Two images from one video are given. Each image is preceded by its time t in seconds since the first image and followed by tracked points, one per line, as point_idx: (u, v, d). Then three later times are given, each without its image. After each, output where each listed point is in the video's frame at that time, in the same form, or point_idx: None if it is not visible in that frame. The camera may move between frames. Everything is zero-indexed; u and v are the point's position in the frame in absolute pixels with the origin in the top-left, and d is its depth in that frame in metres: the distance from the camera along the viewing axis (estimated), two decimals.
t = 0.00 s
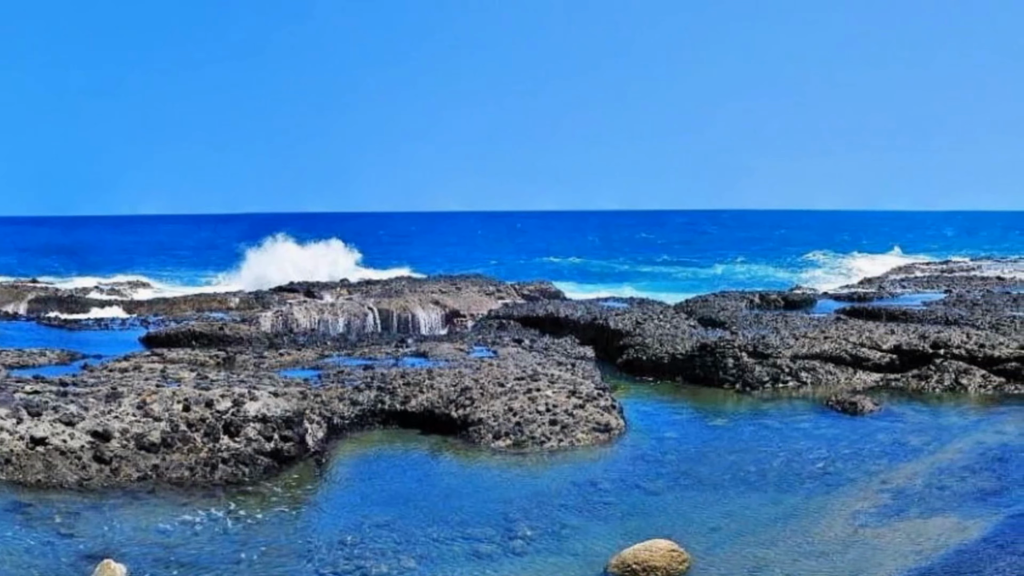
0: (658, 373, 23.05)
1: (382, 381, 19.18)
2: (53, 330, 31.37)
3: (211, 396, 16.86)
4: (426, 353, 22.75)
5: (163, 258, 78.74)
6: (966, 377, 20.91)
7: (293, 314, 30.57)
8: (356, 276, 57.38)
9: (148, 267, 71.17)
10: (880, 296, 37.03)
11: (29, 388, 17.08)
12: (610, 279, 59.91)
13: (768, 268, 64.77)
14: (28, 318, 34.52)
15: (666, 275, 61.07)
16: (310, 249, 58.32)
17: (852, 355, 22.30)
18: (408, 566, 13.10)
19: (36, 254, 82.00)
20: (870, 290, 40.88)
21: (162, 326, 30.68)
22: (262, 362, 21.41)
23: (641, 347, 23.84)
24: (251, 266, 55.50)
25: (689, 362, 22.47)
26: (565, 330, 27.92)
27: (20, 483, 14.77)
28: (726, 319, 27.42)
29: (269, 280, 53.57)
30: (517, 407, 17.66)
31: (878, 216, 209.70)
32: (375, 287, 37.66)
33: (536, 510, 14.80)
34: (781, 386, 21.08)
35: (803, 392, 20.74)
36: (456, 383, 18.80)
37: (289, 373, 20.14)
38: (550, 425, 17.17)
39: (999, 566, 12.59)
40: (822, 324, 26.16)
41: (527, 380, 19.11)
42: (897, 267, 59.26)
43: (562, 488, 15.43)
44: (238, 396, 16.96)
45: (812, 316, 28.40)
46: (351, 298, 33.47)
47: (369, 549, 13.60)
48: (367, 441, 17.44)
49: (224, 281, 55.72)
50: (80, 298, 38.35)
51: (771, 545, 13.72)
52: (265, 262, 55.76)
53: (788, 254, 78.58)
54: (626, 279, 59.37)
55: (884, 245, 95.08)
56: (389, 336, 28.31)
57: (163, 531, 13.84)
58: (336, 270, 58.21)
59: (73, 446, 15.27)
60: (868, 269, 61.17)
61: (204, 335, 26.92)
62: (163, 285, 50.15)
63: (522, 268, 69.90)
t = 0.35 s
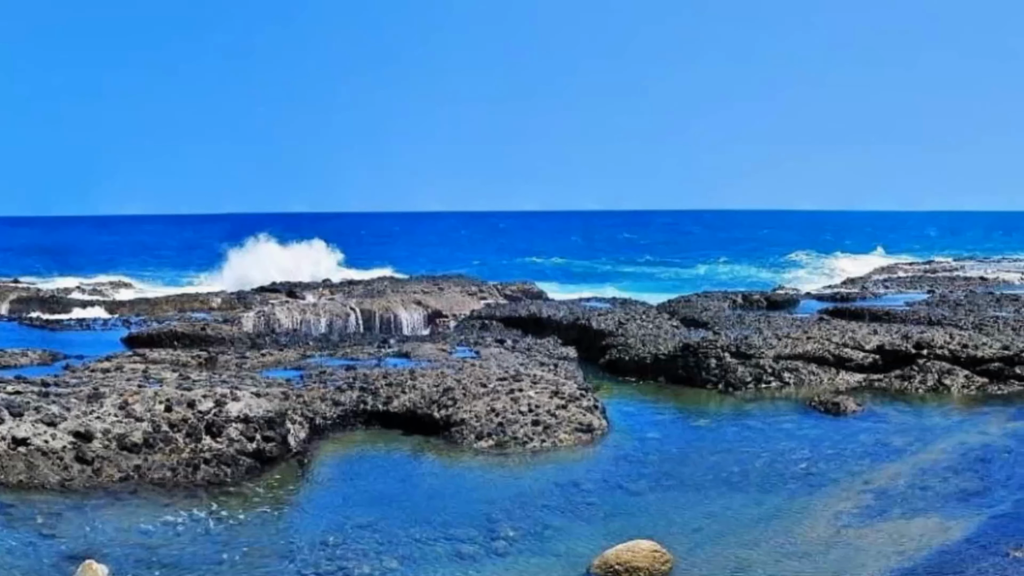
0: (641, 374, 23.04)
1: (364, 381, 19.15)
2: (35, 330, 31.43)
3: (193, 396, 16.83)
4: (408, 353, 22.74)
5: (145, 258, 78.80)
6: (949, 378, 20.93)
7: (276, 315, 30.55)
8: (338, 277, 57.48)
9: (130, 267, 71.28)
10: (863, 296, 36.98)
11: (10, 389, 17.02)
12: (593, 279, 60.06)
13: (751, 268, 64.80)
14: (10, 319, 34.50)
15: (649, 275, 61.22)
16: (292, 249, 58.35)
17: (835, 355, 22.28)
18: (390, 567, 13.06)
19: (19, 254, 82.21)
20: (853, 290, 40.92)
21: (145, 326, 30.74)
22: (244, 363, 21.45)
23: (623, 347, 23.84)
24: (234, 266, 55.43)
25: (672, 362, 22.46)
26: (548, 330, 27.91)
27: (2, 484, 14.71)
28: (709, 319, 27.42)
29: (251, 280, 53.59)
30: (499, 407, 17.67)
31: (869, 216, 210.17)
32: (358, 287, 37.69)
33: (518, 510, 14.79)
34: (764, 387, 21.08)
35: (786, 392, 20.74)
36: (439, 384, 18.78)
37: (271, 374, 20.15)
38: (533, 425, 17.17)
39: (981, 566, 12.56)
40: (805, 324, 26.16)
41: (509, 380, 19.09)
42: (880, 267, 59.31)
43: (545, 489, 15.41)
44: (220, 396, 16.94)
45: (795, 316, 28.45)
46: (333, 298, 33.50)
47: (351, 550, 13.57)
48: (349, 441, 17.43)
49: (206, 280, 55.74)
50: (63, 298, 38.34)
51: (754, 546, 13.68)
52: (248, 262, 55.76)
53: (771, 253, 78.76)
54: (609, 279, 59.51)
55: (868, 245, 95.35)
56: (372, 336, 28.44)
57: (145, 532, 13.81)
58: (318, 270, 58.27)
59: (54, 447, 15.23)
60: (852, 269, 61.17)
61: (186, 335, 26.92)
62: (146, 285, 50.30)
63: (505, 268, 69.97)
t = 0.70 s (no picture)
0: (625, 374, 23.06)
1: (348, 382, 19.13)
2: (18, 330, 31.46)
3: (177, 397, 16.83)
4: (392, 353, 22.73)
5: (123, 258, 78.83)
6: (933, 378, 20.96)
7: (259, 316, 30.61)
8: (321, 278, 57.53)
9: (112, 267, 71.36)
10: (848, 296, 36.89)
11: None
12: (577, 279, 60.17)
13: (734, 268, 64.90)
14: None
15: (632, 275, 61.34)
16: (276, 249, 58.36)
17: (819, 356, 22.29)
18: (374, 568, 12.99)
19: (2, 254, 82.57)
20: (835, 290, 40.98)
21: (128, 326, 30.79)
22: (227, 363, 21.50)
23: (607, 348, 23.86)
24: (216, 266, 55.36)
25: (656, 362, 22.47)
26: (532, 330, 27.93)
27: None
28: (693, 319, 27.43)
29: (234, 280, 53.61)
30: (483, 408, 17.70)
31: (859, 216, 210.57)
32: (341, 287, 37.75)
33: (502, 510, 14.76)
34: (748, 387, 21.08)
35: (770, 393, 20.72)
36: (423, 384, 18.77)
37: (255, 374, 20.21)
38: (517, 425, 17.19)
39: (966, 567, 12.51)
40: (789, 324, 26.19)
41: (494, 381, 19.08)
42: (863, 267, 59.40)
43: (529, 489, 15.40)
44: (204, 397, 16.94)
45: (779, 316, 28.53)
46: (317, 298, 33.57)
47: (334, 550, 13.52)
48: (332, 442, 17.43)
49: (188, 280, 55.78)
50: (46, 299, 38.32)
51: (738, 547, 13.65)
52: (231, 262, 55.74)
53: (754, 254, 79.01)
54: (593, 279, 59.62)
55: (851, 244, 95.66)
56: (355, 336, 28.57)
57: (128, 532, 13.77)
58: (301, 271, 58.28)
59: (38, 447, 15.16)
60: (835, 269, 61.23)
61: (170, 335, 26.99)
62: (129, 286, 50.65)
63: (487, 268, 70.03)
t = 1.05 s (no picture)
0: (607, 374, 23.06)
1: (330, 382, 19.10)
2: None
3: (159, 397, 16.82)
4: (375, 353, 22.70)
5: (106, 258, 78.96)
6: (917, 378, 20.96)
7: (241, 316, 30.60)
8: (303, 278, 57.55)
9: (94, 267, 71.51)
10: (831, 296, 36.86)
11: None
12: (560, 279, 60.29)
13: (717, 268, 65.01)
14: None
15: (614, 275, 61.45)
16: (258, 249, 58.33)
17: (802, 356, 22.28)
18: (356, 568, 12.94)
19: None
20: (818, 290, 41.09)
21: (110, 326, 30.82)
22: (209, 364, 21.57)
23: (590, 348, 23.84)
24: (198, 266, 55.32)
25: (638, 363, 22.48)
26: (515, 330, 27.94)
27: None
28: (675, 319, 27.43)
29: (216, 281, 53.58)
30: (465, 408, 17.72)
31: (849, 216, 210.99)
32: (324, 287, 37.80)
33: (484, 511, 14.74)
34: (731, 388, 21.05)
35: (754, 393, 20.69)
36: (405, 384, 18.74)
37: (237, 374, 20.26)
38: (499, 426, 17.19)
39: (949, 567, 12.48)
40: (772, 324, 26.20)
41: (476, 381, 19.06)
42: (846, 267, 59.49)
43: (511, 490, 15.38)
44: (186, 397, 16.94)
45: (762, 317, 28.61)
46: (300, 298, 33.63)
47: (317, 551, 13.47)
48: (315, 442, 17.43)
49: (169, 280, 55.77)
50: (29, 300, 38.27)
51: (720, 547, 13.61)
52: (213, 263, 55.69)
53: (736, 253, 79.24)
54: (575, 279, 59.73)
55: (833, 245, 96.02)
56: (338, 337, 28.70)
57: (110, 533, 13.74)
58: (283, 271, 58.27)
59: (19, 448, 15.09)
60: (819, 269, 61.28)
61: (152, 335, 27.03)
62: (112, 285, 51.11)
63: (470, 268, 70.16)
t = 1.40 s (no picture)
0: (591, 375, 23.06)
1: (313, 382, 19.08)
2: None
3: (142, 398, 16.81)
4: (359, 353, 22.67)
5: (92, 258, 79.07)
6: (901, 379, 20.96)
7: (224, 316, 30.59)
8: (288, 278, 57.57)
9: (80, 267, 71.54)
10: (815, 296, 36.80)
11: None
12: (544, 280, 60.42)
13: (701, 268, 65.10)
14: None
15: (598, 275, 61.57)
16: (242, 249, 58.32)
17: (786, 356, 22.27)
18: (339, 569, 12.91)
19: None
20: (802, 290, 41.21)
21: (94, 326, 30.86)
22: (192, 364, 21.67)
23: (574, 348, 23.82)
24: (181, 266, 55.34)
25: (622, 363, 22.49)
26: (499, 330, 27.95)
27: None
28: (659, 319, 27.39)
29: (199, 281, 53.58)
30: (448, 409, 17.72)
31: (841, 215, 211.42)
32: (307, 287, 37.86)
33: (468, 511, 14.71)
34: (715, 388, 21.01)
35: (738, 393, 20.66)
36: (389, 385, 18.71)
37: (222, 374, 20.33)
38: (483, 426, 17.19)
39: (934, 567, 12.45)
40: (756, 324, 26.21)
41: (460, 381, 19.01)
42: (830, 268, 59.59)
43: (495, 490, 15.37)
44: (170, 397, 16.93)
45: (746, 317, 28.66)
46: (283, 299, 33.67)
47: (300, 552, 13.43)
48: (298, 442, 17.43)
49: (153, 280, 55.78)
50: (12, 300, 38.25)
51: (705, 548, 13.57)
52: (197, 262, 55.69)
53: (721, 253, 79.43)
54: (558, 279, 59.83)
55: (817, 245, 96.26)
56: (322, 337, 28.83)
57: (94, 533, 13.72)
58: (267, 271, 58.26)
59: (2, 448, 15.08)
60: (803, 268, 61.39)
61: (135, 335, 27.08)
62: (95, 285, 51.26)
63: (454, 268, 70.11)
